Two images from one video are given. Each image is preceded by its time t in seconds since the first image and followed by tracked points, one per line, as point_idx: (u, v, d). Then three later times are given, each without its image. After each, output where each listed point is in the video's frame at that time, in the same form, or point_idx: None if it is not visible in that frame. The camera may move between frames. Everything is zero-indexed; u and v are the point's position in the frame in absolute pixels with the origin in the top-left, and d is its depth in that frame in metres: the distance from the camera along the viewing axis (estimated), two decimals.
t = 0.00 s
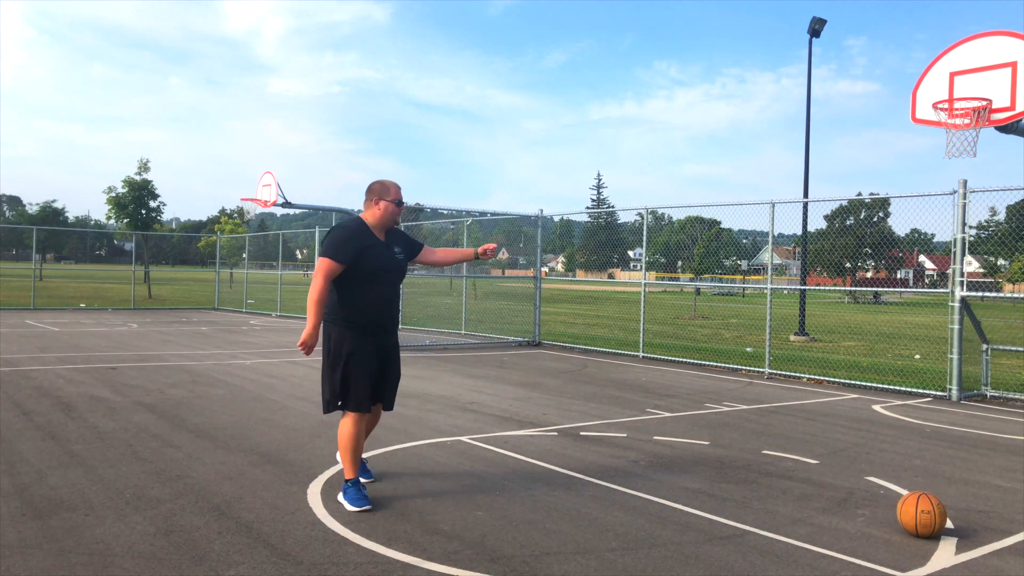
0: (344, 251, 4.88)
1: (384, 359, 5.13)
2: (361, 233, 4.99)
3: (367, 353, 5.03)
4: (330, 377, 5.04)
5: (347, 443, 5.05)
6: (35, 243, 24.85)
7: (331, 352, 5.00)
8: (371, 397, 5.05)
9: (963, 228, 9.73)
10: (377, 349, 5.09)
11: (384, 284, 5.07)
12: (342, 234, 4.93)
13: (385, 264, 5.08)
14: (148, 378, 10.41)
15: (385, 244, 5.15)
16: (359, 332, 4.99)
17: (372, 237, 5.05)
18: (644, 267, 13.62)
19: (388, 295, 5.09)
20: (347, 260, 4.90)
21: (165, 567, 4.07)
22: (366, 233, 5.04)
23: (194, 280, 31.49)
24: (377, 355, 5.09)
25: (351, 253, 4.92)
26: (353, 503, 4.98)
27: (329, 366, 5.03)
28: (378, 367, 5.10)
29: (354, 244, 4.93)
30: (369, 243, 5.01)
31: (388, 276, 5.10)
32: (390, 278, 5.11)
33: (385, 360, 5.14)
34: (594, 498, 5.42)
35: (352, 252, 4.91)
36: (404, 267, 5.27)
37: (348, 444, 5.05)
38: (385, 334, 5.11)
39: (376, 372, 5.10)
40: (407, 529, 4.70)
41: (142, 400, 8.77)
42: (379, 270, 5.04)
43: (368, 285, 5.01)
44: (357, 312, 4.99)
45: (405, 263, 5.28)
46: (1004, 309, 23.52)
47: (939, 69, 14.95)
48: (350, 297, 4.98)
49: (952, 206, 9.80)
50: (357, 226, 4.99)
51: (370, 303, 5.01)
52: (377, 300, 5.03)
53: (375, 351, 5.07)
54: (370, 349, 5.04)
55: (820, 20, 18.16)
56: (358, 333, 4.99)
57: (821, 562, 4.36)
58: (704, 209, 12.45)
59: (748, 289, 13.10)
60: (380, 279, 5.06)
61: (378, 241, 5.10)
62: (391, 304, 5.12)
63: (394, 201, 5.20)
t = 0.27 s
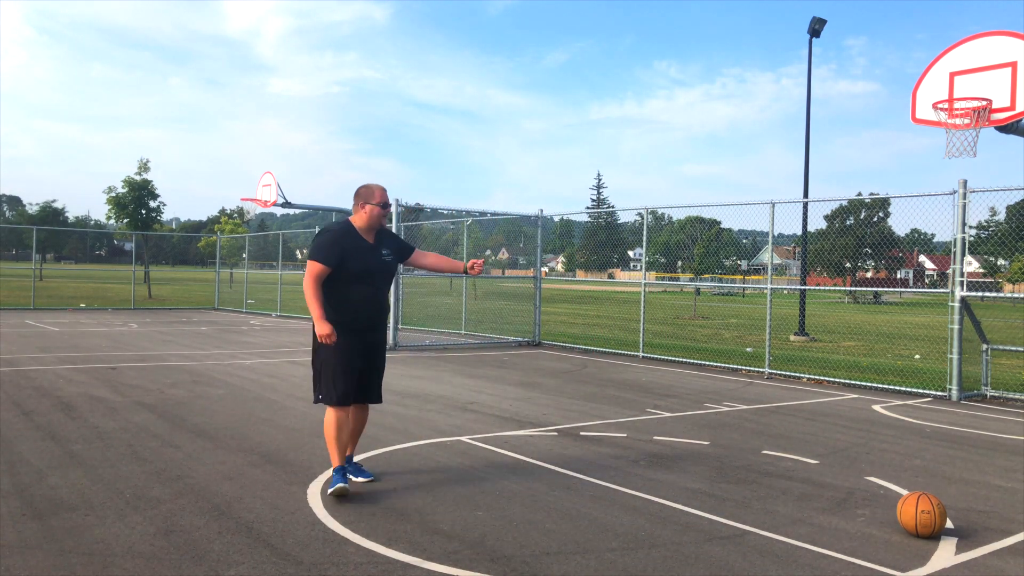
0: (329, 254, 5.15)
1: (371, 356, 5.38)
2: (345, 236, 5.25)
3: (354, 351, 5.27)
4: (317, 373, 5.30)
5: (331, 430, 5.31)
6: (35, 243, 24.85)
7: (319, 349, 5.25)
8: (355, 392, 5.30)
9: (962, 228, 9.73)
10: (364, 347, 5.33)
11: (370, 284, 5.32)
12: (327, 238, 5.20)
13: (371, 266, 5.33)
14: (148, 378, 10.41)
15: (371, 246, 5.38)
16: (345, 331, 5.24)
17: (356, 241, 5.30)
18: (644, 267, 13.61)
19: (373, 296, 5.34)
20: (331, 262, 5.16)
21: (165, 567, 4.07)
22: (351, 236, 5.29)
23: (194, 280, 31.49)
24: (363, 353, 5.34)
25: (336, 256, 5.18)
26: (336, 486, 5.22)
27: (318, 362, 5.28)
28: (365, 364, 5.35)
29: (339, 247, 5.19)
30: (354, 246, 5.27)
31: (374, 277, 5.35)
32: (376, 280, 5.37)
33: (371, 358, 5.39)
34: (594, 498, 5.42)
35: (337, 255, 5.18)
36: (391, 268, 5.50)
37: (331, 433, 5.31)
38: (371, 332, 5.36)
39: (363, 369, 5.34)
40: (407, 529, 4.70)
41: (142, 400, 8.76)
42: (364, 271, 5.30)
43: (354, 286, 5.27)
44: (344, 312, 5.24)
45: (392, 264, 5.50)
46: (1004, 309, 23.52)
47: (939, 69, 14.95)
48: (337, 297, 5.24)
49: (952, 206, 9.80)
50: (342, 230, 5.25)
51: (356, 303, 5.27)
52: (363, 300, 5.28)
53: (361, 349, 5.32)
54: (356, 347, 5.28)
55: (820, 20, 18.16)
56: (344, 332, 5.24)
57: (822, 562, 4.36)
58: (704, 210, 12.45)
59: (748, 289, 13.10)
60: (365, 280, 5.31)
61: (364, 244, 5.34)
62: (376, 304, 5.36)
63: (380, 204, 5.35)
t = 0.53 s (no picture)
0: (311, 251, 5.37)
1: (359, 350, 5.57)
2: (327, 233, 5.45)
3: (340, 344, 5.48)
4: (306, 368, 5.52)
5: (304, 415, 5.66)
6: (36, 243, 24.85)
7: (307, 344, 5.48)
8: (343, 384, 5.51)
9: (962, 228, 9.73)
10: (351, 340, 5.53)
11: (354, 280, 5.52)
12: (310, 236, 5.42)
13: (354, 261, 5.53)
14: (148, 378, 10.41)
15: (354, 242, 5.58)
16: (330, 325, 5.46)
17: (339, 238, 5.50)
18: (644, 267, 13.60)
19: (358, 291, 5.53)
20: (314, 259, 5.38)
21: (165, 567, 4.07)
22: (334, 234, 5.50)
23: (194, 281, 31.49)
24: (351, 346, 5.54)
25: (318, 253, 5.39)
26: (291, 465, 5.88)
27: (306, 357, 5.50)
28: (353, 357, 5.55)
29: (321, 244, 5.41)
30: (337, 243, 5.48)
31: (358, 273, 5.55)
32: (360, 275, 5.56)
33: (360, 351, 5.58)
34: (594, 499, 5.42)
35: (319, 252, 5.39)
36: (376, 264, 5.69)
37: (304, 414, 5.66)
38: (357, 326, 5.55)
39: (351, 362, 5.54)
40: (407, 529, 4.70)
41: (142, 400, 8.77)
42: (348, 267, 5.50)
43: (338, 282, 5.47)
44: (329, 306, 5.46)
45: (377, 259, 5.69)
46: (1004, 309, 23.51)
47: (939, 69, 14.95)
48: (322, 293, 5.47)
49: (952, 206, 9.80)
50: (323, 227, 5.46)
51: (341, 298, 5.48)
52: (347, 295, 5.49)
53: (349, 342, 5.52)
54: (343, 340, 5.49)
55: (820, 20, 18.16)
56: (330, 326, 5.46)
57: (822, 562, 4.36)
58: (704, 209, 12.44)
59: (748, 289, 13.10)
60: (350, 276, 5.51)
61: (347, 241, 5.54)
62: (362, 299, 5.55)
63: (361, 202, 5.55)
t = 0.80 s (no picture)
0: (287, 259, 5.52)
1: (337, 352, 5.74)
2: (303, 241, 5.59)
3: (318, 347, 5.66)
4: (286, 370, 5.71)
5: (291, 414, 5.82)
6: (36, 243, 24.85)
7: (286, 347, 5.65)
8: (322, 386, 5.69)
9: (962, 228, 9.73)
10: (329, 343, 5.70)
11: (331, 285, 5.66)
12: (286, 244, 5.56)
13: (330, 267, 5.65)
14: (148, 378, 10.41)
15: (332, 249, 5.69)
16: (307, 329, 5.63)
17: (315, 245, 5.62)
18: (644, 267, 13.59)
19: (334, 296, 5.68)
20: (290, 267, 5.53)
21: (165, 567, 4.07)
22: (310, 241, 5.62)
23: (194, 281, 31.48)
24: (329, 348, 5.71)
25: (293, 260, 5.53)
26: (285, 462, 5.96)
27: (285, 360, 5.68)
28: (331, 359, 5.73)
29: (296, 252, 5.55)
30: (313, 251, 5.61)
31: (335, 278, 5.68)
32: (337, 281, 5.69)
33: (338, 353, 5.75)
34: (594, 499, 5.42)
35: (294, 260, 5.53)
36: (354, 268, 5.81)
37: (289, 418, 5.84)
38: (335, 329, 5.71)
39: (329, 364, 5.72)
40: (407, 529, 4.70)
41: (142, 400, 8.77)
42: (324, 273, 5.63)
43: (315, 288, 5.62)
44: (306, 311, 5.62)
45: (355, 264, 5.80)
46: (1004, 308, 23.51)
47: (939, 69, 14.95)
48: (299, 299, 5.62)
49: (952, 206, 9.80)
50: (300, 235, 5.59)
51: (317, 304, 5.64)
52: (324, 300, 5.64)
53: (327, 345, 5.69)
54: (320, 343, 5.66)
55: (820, 20, 18.16)
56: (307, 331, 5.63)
57: (822, 562, 4.36)
58: (704, 209, 12.44)
59: (748, 289, 13.10)
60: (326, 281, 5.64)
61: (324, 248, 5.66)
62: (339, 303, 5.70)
63: (341, 209, 5.68)
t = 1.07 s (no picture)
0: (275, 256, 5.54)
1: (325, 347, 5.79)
2: (291, 239, 5.61)
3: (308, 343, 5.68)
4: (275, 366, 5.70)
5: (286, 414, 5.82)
6: (36, 243, 24.85)
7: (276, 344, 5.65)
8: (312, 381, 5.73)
9: (962, 228, 9.73)
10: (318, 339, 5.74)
11: (319, 282, 5.70)
12: (274, 242, 5.57)
13: (318, 264, 5.70)
14: (148, 378, 10.41)
15: (319, 246, 5.73)
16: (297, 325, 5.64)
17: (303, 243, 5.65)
18: (644, 267, 13.59)
19: (323, 292, 5.72)
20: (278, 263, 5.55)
21: (165, 567, 4.07)
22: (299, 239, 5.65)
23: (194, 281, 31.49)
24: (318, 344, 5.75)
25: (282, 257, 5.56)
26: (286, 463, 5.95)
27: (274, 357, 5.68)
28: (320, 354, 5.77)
29: (284, 249, 5.58)
30: (301, 248, 5.64)
31: (323, 275, 5.73)
32: (324, 277, 5.74)
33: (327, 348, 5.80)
34: (594, 499, 5.42)
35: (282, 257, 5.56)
36: (340, 264, 5.86)
37: (285, 417, 5.83)
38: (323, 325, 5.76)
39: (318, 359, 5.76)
40: (407, 529, 4.70)
41: (142, 400, 8.77)
42: (313, 270, 5.67)
43: (303, 284, 5.65)
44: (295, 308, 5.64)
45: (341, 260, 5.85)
46: (1004, 309, 23.53)
47: (939, 69, 14.95)
48: (287, 295, 5.63)
49: (952, 206, 9.80)
50: (288, 233, 5.61)
51: (306, 300, 5.66)
52: (312, 297, 5.68)
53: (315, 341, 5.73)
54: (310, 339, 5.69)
55: (820, 20, 18.17)
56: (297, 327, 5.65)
57: (822, 561, 4.36)
58: (704, 209, 12.45)
59: (748, 289, 13.10)
60: (314, 278, 5.68)
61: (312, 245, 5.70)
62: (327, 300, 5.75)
63: (324, 208, 5.70)
